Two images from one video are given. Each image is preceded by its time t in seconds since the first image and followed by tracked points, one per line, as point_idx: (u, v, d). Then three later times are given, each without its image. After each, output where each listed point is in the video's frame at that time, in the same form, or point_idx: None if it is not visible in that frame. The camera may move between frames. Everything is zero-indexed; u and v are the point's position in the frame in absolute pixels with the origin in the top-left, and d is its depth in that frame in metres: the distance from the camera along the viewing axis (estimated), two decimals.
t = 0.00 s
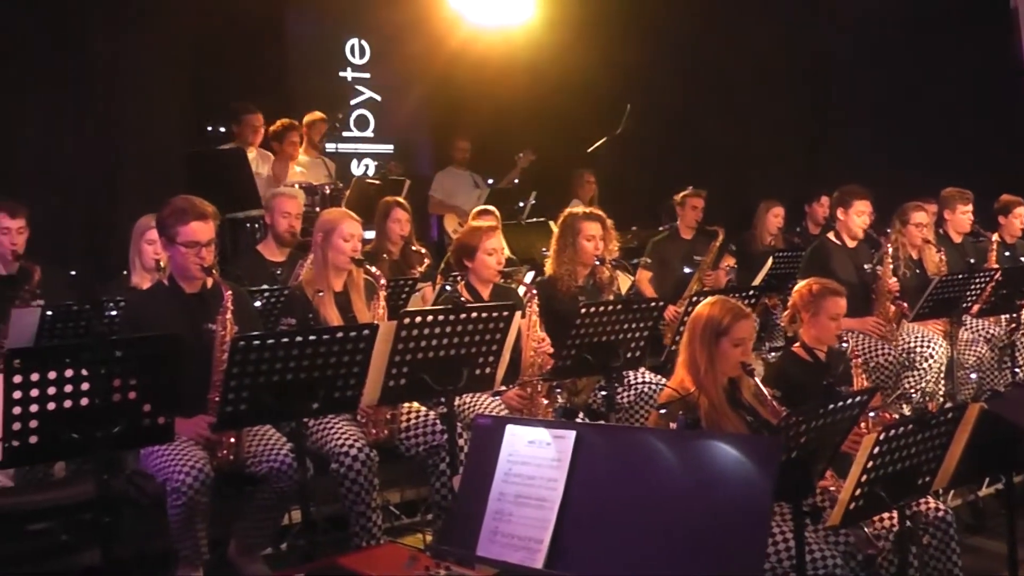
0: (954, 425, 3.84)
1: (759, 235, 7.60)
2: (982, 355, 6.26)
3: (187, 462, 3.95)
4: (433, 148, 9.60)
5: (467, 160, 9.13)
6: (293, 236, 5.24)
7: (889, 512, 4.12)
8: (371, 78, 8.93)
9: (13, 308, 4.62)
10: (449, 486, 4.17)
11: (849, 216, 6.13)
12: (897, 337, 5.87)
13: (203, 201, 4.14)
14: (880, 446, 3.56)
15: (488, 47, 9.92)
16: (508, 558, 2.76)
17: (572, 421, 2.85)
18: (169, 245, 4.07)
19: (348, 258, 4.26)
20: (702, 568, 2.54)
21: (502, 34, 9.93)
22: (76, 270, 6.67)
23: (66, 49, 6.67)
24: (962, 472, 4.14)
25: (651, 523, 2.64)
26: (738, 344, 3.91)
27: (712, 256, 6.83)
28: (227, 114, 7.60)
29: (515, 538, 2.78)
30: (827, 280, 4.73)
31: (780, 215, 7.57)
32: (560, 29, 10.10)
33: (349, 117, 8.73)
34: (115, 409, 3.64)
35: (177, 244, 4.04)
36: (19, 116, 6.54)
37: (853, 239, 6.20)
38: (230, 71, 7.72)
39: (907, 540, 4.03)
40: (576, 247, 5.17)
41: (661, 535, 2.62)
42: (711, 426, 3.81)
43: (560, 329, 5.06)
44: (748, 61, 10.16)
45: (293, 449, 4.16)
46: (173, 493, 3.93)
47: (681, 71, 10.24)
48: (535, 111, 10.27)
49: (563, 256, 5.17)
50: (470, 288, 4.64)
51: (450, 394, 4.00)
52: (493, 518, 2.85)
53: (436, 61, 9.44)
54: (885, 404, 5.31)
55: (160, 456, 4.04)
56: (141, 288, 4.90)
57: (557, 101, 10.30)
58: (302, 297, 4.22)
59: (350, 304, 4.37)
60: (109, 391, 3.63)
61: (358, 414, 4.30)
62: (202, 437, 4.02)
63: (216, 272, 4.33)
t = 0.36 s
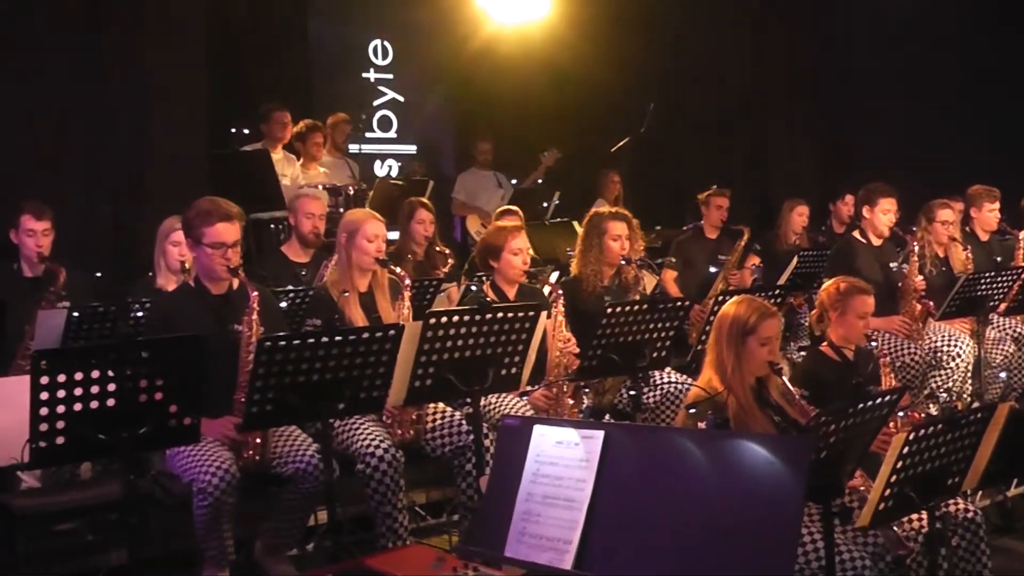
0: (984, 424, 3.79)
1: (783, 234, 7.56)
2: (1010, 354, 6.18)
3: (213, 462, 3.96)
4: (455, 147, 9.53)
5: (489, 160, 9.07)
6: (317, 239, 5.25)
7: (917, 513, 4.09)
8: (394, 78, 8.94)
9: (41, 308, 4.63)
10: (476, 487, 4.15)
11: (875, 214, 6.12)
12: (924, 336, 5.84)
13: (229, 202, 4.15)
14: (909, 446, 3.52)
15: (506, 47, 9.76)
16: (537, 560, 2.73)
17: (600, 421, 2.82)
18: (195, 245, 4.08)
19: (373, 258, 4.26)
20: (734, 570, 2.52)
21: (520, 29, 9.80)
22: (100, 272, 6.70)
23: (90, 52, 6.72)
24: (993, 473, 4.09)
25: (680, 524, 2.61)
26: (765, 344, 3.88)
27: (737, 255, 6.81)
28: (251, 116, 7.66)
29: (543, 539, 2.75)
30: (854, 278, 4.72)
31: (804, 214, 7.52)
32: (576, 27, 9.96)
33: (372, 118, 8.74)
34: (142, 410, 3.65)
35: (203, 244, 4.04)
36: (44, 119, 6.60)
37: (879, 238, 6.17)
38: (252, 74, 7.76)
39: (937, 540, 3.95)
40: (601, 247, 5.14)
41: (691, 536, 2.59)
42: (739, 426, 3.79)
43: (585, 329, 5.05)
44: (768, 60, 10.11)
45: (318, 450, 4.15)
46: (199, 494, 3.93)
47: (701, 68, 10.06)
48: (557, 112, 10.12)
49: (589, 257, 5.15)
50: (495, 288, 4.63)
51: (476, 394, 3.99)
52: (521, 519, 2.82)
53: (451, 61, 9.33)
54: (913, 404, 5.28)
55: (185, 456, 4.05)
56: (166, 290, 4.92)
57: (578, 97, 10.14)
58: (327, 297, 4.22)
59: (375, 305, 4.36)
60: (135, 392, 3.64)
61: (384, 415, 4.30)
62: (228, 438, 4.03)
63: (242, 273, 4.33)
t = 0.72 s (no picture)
0: (1015, 429, 3.75)
1: (810, 235, 7.51)
2: None
3: (239, 462, 3.96)
4: (482, 147, 9.55)
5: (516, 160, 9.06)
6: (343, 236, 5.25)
7: (946, 519, 4.04)
8: (419, 78, 8.85)
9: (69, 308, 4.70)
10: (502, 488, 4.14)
11: (903, 215, 6.11)
12: (951, 339, 5.78)
13: (258, 201, 4.16)
14: (939, 450, 3.48)
15: (531, 43, 9.80)
16: (564, 561, 2.70)
17: (628, 422, 2.78)
18: (225, 245, 4.09)
19: (399, 258, 4.26)
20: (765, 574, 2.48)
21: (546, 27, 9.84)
22: (128, 269, 6.73)
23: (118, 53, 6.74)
24: None
25: (709, 527, 2.57)
26: (793, 345, 3.85)
27: (764, 256, 6.78)
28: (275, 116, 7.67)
29: (570, 540, 2.71)
30: (882, 280, 4.68)
31: (831, 215, 7.47)
32: (601, 23, 10.01)
33: (398, 118, 8.70)
34: (168, 409, 3.66)
35: (232, 244, 4.06)
36: (72, 119, 6.63)
37: (908, 239, 6.18)
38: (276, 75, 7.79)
39: (967, 546, 3.90)
40: (628, 247, 5.12)
41: (721, 540, 2.55)
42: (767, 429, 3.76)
43: (612, 330, 5.02)
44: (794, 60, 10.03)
45: (344, 450, 4.15)
46: (225, 493, 3.94)
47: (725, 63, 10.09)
48: (581, 109, 10.19)
49: (616, 257, 5.13)
50: (522, 288, 4.62)
51: (502, 395, 3.97)
52: (548, 520, 2.79)
53: (479, 59, 9.39)
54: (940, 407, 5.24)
55: (212, 456, 4.06)
56: (192, 289, 4.94)
57: (604, 96, 10.18)
58: (353, 297, 4.22)
59: (401, 304, 4.36)
60: (161, 391, 3.64)
61: (410, 415, 4.30)
62: (254, 438, 4.03)
63: (269, 273, 4.36)
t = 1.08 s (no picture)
0: None
1: (844, 237, 7.44)
2: None
3: (269, 460, 3.97)
4: (513, 147, 9.66)
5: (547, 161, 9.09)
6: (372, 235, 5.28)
7: (980, 526, 3.96)
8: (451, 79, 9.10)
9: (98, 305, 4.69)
10: (533, 490, 4.12)
11: (936, 217, 6.04)
12: (986, 343, 5.71)
13: (291, 200, 4.17)
14: (972, 456, 3.42)
15: (563, 48, 9.87)
16: (593, 564, 2.67)
17: (658, 425, 2.74)
18: (258, 244, 4.11)
19: (429, 257, 4.25)
20: None
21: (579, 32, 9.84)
22: (158, 268, 6.77)
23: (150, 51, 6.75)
24: None
25: (740, 532, 2.54)
26: (825, 349, 3.81)
27: (797, 257, 6.73)
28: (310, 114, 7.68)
29: (601, 543, 2.69)
30: (916, 283, 4.61)
31: (866, 217, 7.39)
32: (635, 26, 9.93)
33: (428, 117, 8.93)
34: (198, 407, 3.67)
35: (265, 242, 4.07)
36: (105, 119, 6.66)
37: (942, 242, 6.11)
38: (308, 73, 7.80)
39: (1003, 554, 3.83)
40: (661, 249, 5.10)
41: (753, 545, 2.52)
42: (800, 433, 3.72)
43: (643, 332, 5.00)
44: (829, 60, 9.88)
45: (373, 449, 4.14)
46: (255, 491, 3.96)
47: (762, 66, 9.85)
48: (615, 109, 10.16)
49: (649, 258, 5.12)
50: (553, 288, 4.60)
51: (533, 395, 3.96)
52: (578, 521, 2.77)
53: (511, 58, 9.49)
54: (975, 412, 5.17)
55: (242, 453, 4.07)
56: (222, 287, 4.95)
57: (637, 100, 10.16)
58: (384, 296, 4.22)
59: (431, 304, 4.36)
60: (191, 389, 3.66)
61: (440, 415, 4.30)
62: (283, 437, 4.04)
63: (302, 271, 4.35)
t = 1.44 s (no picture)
0: None
1: (880, 238, 7.38)
2: None
3: (302, 458, 3.98)
4: (550, 145, 9.47)
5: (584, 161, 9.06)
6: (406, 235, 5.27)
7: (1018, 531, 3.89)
8: (486, 78, 8.81)
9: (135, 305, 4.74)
10: (567, 490, 4.10)
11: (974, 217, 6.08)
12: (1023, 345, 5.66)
13: (321, 199, 4.16)
14: (1010, 461, 3.33)
15: (598, 47, 9.71)
16: (627, 566, 2.64)
17: (692, 427, 2.72)
18: (289, 243, 4.12)
19: (464, 257, 4.26)
20: None
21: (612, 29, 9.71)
22: (193, 268, 6.83)
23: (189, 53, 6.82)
24: None
25: (775, 536, 2.51)
26: (858, 352, 3.79)
27: (832, 258, 6.69)
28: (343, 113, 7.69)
29: (634, 545, 2.66)
30: (953, 284, 4.53)
31: (901, 218, 7.33)
32: (668, 23, 9.79)
33: (463, 117, 8.63)
34: (232, 405, 3.69)
35: (297, 242, 4.07)
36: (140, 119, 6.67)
37: (977, 243, 6.22)
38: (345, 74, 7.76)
39: None
40: (695, 249, 5.08)
41: (789, 550, 2.48)
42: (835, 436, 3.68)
43: (677, 333, 4.98)
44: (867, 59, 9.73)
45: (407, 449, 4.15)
46: (289, 489, 3.96)
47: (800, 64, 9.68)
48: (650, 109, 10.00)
49: (682, 259, 5.09)
50: (587, 289, 4.59)
51: (567, 396, 3.94)
52: (611, 523, 2.73)
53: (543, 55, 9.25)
54: (1014, 416, 5.12)
55: (276, 452, 4.10)
56: (257, 286, 4.98)
57: (672, 98, 9.93)
58: (418, 296, 4.23)
59: (465, 304, 4.35)
60: (225, 387, 3.68)
61: (473, 415, 4.31)
62: (317, 435, 4.05)
63: (333, 271, 4.35)
